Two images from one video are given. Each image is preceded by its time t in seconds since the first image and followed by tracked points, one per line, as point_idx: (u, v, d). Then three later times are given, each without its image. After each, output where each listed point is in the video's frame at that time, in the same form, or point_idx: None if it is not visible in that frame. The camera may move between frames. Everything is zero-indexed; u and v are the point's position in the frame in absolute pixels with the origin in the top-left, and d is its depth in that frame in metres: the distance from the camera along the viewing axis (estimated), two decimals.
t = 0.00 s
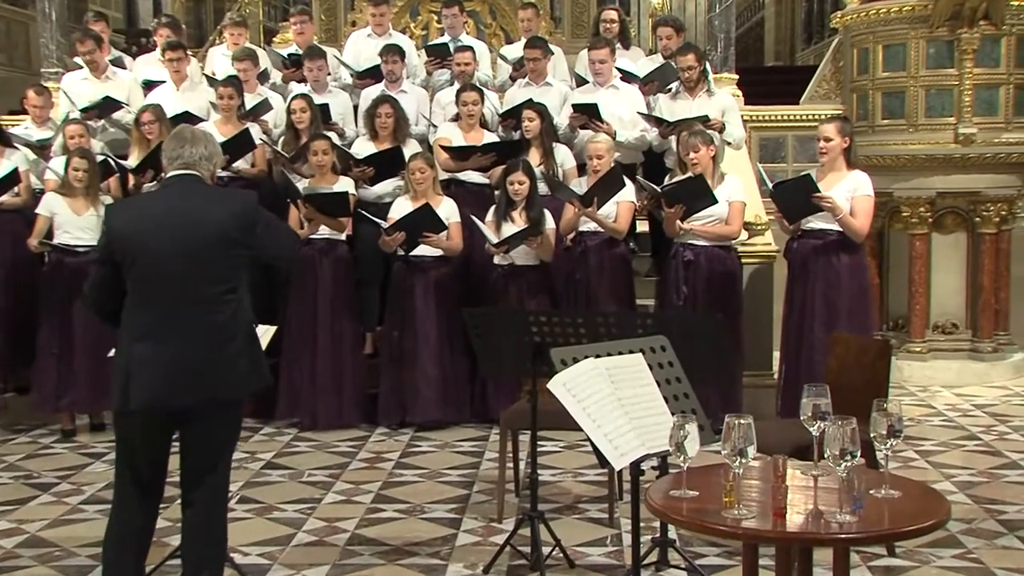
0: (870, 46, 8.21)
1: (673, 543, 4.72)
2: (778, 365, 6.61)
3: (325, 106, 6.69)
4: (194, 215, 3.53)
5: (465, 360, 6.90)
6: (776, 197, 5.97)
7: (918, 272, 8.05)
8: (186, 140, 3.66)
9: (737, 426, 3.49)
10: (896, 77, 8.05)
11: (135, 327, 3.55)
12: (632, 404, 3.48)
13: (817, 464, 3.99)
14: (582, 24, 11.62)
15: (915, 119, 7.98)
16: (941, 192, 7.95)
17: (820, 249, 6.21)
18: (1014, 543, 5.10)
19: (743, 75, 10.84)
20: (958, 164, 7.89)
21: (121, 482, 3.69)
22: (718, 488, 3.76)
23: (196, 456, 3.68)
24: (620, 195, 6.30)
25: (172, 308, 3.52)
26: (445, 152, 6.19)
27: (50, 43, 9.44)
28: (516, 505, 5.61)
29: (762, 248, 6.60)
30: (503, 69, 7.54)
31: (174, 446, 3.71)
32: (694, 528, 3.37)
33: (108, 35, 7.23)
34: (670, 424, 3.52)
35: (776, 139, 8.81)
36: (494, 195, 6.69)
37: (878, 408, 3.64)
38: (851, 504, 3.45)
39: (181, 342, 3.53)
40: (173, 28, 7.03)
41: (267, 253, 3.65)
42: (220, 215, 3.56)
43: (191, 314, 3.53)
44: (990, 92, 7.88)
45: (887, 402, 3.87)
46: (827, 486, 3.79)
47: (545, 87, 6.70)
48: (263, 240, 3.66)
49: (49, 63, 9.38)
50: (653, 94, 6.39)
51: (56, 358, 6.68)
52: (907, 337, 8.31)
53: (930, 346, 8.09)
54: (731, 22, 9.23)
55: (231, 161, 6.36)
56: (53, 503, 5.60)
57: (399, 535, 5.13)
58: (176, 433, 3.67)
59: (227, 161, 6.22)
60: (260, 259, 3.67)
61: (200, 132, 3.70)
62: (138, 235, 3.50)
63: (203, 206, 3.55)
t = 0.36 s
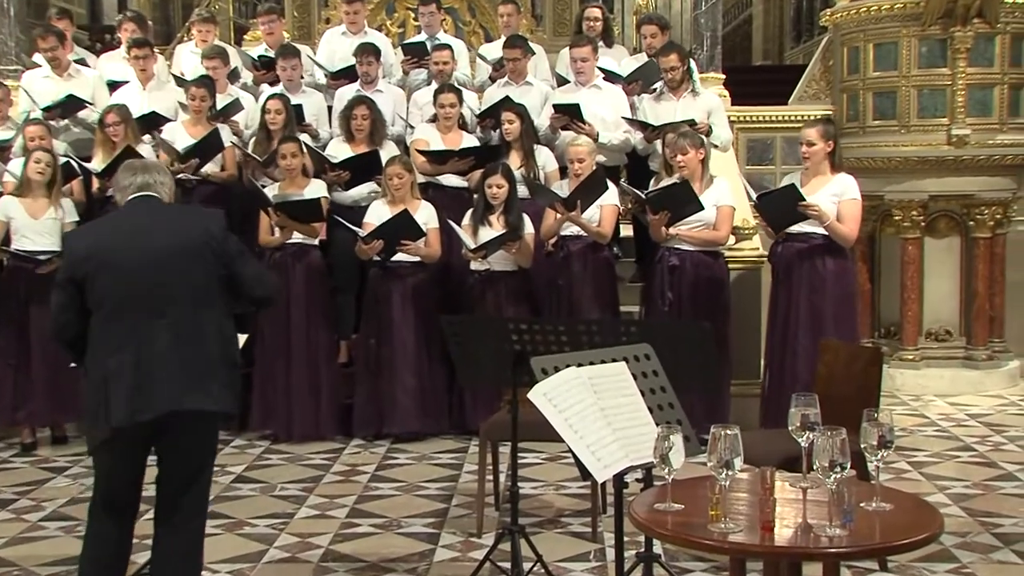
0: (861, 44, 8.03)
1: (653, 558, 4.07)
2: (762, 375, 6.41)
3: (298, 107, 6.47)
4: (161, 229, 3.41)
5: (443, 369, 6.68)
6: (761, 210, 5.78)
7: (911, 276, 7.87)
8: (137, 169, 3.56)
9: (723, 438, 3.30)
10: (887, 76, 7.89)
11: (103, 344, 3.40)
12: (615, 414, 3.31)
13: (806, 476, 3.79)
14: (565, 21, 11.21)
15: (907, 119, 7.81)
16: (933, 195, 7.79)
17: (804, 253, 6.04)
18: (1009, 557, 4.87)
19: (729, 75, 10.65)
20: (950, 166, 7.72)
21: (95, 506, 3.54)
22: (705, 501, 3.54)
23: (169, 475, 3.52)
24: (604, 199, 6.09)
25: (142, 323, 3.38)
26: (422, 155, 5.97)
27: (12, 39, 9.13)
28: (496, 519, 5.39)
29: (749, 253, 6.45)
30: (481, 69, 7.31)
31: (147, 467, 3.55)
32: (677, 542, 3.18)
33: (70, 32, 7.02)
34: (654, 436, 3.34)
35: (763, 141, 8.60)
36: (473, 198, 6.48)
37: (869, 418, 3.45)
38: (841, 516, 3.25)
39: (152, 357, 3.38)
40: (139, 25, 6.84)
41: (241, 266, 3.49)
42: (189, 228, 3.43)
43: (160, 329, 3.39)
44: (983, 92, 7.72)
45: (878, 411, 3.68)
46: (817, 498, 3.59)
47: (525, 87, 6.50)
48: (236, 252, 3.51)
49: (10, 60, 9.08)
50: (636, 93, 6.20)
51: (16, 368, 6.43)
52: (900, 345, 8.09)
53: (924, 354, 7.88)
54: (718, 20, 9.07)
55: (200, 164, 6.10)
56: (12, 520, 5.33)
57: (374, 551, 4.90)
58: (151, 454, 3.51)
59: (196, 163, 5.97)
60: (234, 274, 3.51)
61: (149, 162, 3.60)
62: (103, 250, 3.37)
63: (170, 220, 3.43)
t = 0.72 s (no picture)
0: (851, 43, 7.82)
1: None
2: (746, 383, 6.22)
3: (272, 106, 6.25)
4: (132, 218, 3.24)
5: (421, 377, 6.45)
6: (748, 201, 5.60)
7: (904, 282, 7.70)
8: (128, 144, 3.39)
9: (709, 449, 3.09)
10: (880, 75, 7.67)
11: (62, 338, 3.23)
12: (598, 425, 3.14)
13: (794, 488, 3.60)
14: (546, 17, 10.63)
15: (900, 120, 7.61)
16: (926, 197, 7.60)
17: (789, 257, 5.86)
18: (1007, 572, 4.64)
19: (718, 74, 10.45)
20: (943, 167, 7.53)
21: (47, 512, 3.34)
22: (690, 516, 3.34)
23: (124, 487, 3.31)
24: (587, 202, 5.90)
25: (103, 317, 3.21)
26: (399, 155, 5.77)
27: None
28: (476, 534, 5.17)
29: (738, 257, 6.32)
30: (462, 66, 7.14)
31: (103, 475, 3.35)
32: (663, 556, 2.98)
33: (31, 28, 6.76)
34: (639, 446, 3.15)
35: (752, 142, 8.46)
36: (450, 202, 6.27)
37: (858, 428, 3.29)
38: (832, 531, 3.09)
39: (113, 354, 3.21)
40: (104, 21, 6.61)
41: (215, 268, 3.33)
42: (163, 220, 3.27)
43: (124, 326, 3.22)
44: (978, 92, 7.51)
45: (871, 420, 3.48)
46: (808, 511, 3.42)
47: (505, 86, 6.30)
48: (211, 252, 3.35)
49: None
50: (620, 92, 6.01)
51: None
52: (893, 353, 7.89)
53: (916, 361, 7.70)
54: (704, 17, 8.90)
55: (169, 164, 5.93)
56: None
57: (349, 568, 4.67)
58: (106, 460, 3.32)
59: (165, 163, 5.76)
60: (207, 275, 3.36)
61: (145, 139, 3.44)
62: (70, 236, 3.22)
63: (145, 209, 3.27)
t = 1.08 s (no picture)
0: (843, 42, 7.67)
1: None
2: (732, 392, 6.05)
3: (244, 106, 6.03)
4: (96, 235, 3.25)
5: (401, 388, 6.22)
6: (735, 209, 5.48)
7: (898, 287, 7.55)
8: (95, 167, 3.39)
9: (697, 461, 2.90)
10: (873, 75, 7.53)
11: (24, 353, 3.23)
12: (582, 435, 2.96)
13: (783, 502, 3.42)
14: (529, 15, 10.37)
15: (894, 122, 7.46)
16: (921, 201, 7.46)
17: (776, 262, 5.68)
18: None
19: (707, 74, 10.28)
20: (939, 169, 7.37)
21: (10, 528, 3.33)
22: (678, 530, 3.14)
23: (89, 503, 3.30)
24: (572, 207, 5.70)
25: (66, 333, 3.21)
26: (376, 157, 5.55)
27: None
28: (457, 550, 4.95)
29: (725, 262, 6.20)
30: (441, 65, 6.96)
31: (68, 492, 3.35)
32: (649, 573, 2.79)
33: None
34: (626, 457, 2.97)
35: (741, 144, 8.30)
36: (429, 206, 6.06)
37: (851, 438, 3.10)
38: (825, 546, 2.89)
39: (76, 369, 3.22)
40: (70, 18, 6.39)
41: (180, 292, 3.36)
42: (127, 237, 3.27)
43: (87, 342, 3.22)
44: (974, 92, 7.37)
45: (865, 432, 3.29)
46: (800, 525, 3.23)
47: (486, 86, 6.11)
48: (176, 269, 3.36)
49: None
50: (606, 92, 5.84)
51: None
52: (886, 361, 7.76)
53: (911, 370, 7.56)
54: (693, 16, 8.74)
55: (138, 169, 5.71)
56: None
57: None
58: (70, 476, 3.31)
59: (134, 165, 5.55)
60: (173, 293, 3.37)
61: (112, 161, 3.42)
62: (31, 251, 3.21)
63: (109, 226, 3.28)
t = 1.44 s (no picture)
0: (837, 40, 7.50)
1: None
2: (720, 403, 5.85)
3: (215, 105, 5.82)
4: (64, 241, 3.04)
5: (378, 398, 5.99)
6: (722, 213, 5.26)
7: (894, 293, 7.38)
8: (84, 153, 3.21)
9: (684, 475, 2.68)
10: (867, 74, 7.37)
11: None
12: (565, 446, 2.76)
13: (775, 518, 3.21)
14: (512, 12, 10.12)
15: (889, 122, 7.32)
16: (917, 205, 7.30)
17: (766, 267, 5.49)
18: None
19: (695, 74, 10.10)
20: (937, 171, 7.22)
21: None
22: (665, 546, 2.94)
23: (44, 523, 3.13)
24: (555, 210, 5.50)
25: (28, 343, 3.02)
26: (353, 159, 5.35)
27: None
28: (437, 568, 4.73)
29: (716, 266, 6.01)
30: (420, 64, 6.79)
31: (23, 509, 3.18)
32: None
33: None
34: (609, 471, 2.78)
35: (731, 145, 8.11)
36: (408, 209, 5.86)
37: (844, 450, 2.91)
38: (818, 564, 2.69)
39: (36, 383, 3.03)
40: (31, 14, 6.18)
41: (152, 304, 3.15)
42: (98, 244, 3.06)
43: (50, 355, 3.03)
44: (972, 92, 7.24)
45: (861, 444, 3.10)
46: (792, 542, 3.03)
47: (467, 84, 5.93)
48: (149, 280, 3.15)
49: None
50: (592, 93, 5.59)
51: None
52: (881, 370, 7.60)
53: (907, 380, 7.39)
54: (681, 13, 8.57)
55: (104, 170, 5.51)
56: None
57: None
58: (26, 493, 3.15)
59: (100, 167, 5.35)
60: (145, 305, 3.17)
61: (103, 149, 3.24)
62: None
63: (78, 230, 3.06)
